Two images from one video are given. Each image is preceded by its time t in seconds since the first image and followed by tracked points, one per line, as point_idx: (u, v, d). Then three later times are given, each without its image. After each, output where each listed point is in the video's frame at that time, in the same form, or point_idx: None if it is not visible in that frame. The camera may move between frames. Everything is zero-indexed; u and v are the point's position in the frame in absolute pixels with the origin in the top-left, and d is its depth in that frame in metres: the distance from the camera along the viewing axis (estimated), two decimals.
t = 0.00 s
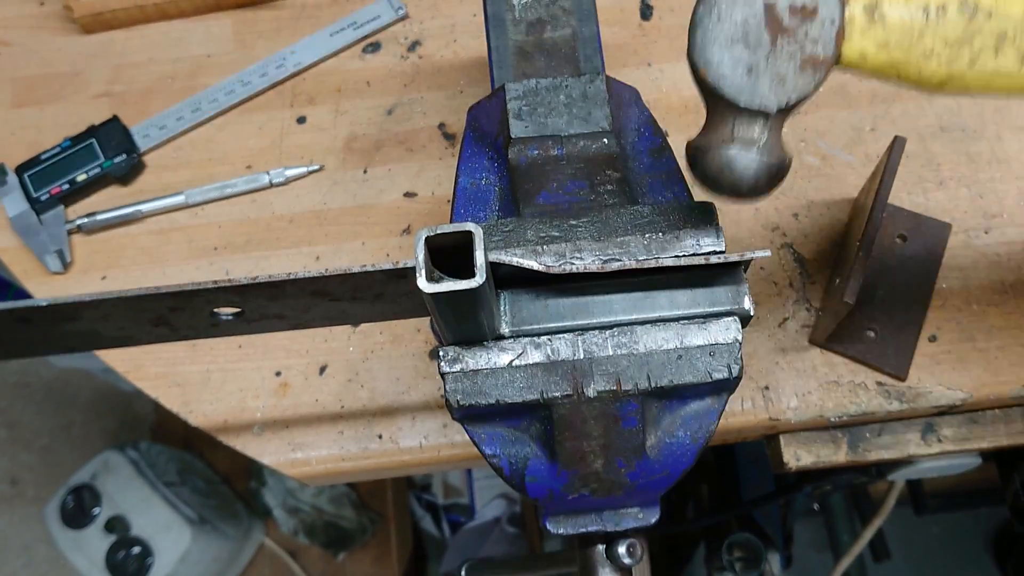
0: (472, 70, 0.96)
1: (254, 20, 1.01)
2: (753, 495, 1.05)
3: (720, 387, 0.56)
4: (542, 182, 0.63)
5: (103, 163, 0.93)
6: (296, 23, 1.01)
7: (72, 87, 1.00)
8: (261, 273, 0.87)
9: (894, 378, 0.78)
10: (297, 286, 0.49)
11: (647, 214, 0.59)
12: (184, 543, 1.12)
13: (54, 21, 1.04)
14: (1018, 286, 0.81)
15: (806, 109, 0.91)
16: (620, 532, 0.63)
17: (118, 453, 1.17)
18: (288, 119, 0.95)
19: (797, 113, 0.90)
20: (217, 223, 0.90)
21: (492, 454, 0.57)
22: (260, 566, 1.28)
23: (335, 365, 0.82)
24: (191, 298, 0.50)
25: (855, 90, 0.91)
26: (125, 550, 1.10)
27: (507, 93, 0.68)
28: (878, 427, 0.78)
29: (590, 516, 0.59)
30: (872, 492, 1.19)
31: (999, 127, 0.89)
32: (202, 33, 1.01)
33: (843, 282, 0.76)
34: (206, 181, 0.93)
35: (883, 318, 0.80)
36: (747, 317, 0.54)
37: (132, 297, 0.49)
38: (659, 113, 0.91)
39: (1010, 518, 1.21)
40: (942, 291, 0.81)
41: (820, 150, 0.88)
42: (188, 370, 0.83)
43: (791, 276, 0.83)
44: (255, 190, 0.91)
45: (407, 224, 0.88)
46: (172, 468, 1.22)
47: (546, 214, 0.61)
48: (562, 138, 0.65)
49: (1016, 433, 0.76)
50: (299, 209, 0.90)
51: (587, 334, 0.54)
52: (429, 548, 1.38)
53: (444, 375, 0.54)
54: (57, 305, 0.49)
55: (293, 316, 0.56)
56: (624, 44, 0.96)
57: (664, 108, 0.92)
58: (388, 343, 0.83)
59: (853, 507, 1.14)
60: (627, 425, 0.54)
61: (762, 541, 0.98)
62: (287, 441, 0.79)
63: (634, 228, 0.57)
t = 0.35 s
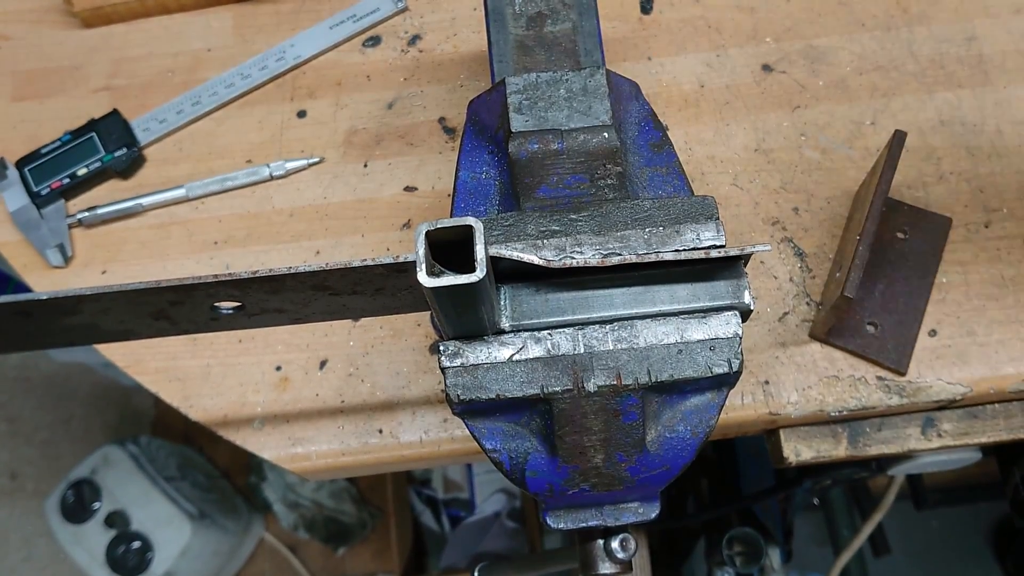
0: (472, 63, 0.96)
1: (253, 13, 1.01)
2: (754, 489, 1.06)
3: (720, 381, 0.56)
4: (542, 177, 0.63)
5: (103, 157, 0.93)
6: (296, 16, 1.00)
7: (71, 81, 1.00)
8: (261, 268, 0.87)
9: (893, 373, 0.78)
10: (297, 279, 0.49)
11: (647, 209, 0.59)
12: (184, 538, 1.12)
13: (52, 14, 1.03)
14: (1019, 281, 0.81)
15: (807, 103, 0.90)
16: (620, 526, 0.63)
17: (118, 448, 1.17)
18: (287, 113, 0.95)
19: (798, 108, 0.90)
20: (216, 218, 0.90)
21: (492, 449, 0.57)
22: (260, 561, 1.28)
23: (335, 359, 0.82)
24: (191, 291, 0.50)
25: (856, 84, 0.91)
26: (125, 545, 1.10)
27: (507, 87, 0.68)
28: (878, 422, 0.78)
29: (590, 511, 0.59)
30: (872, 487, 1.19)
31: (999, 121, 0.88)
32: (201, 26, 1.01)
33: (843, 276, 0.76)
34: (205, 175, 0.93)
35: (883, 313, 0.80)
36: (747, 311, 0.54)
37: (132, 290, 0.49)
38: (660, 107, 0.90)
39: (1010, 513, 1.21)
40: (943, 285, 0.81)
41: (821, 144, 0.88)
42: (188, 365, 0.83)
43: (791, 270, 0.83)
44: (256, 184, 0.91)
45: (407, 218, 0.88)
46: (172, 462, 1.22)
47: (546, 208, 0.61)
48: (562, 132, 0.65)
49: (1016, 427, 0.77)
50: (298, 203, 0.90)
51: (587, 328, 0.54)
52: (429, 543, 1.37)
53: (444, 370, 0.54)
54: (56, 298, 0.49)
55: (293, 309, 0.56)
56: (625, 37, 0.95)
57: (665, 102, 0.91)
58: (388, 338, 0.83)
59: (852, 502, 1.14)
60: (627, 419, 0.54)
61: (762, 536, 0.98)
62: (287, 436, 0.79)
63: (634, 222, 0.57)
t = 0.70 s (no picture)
0: (472, 68, 0.96)
1: (253, 18, 1.01)
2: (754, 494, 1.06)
3: (721, 386, 0.56)
4: (542, 182, 0.63)
5: (104, 164, 0.93)
6: (296, 22, 1.00)
7: (71, 86, 1.00)
8: (261, 273, 0.87)
9: (893, 378, 0.78)
10: (298, 286, 0.49)
11: (647, 213, 0.59)
12: (184, 543, 1.12)
13: (53, 20, 1.03)
14: (1018, 285, 0.81)
15: (806, 108, 0.91)
16: (621, 531, 0.63)
17: (118, 452, 1.17)
18: (288, 118, 0.95)
19: (797, 113, 0.90)
20: (217, 223, 0.90)
21: (492, 454, 0.57)
22: (260, 566, 1.27)
23: (335, 364, 0.82)
24: (191, 298, 0.50)
25: (855, 88, 0.91)
26: (125, 549, 1.10)
27: (506, 92, 0.68)
28: (878, 426, 0.78)
29: (590, 516, 0.59)
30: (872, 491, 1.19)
31: (999, 126, 0.89)
32: (201, 32, 1.01)
33: (843, 280, 0.76)
34: (205, 180, 0.93)
35: (882, 317, 0.80)
36: (747, 316, 0.54)
37: (133, 297, 0.49)
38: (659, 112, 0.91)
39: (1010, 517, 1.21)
40: (942, 290, 0.81)
41: (821, 149, 0.88)
42: (188, 370, 0.83)
43: (791, 275, 0.83)
44: (257, 189, 0.91)
45: (407, 223, 0.88)
46: (172, 467, 1.22)
47: (546, 214, 0.61)
48: (563, 137, 0.65)
49: (1016, 432, 0.77)
50: (298, 208, 0.90)
51: (588, 333, 0.54)
52: (429, 548, 1.38)
53: (445, 375, 0.54)
54: (58, 306, 0.49)
55: (294, 316, 0.55)
56: (624, 42, 0.95)
57: (664, 107, 0.92)
58: (388, 343, 0.83)
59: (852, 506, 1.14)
60: (627, 424, 0.54)
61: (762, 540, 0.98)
62: (287, 441, 0.79)
63: (634, 227, 0.58)
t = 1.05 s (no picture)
0: (474, 68, 0.96)
1: (255, 18, 1.01)
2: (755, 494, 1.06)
3: (723, 387, 0.56)
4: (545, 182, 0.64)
5: (107, 164, 0.93)
6: (298, 22, 1.00)
7: (73, 85, 1.00)
8: (263, 273, 0.87)
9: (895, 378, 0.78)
10: (300, 287, 0.49)
11: (649, 214, 0.59)
12: (186, 542, 1.12)
13: (56, 19, 1.03)
14: (1021, 285, 0.81)
15: (809, 108, 0.90)
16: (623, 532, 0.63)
17: (120, 452, 1.17)
18: (290, 118, 0.95)
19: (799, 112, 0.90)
20: (219, 223, 0.90)
21: (494, 455, 0.57)
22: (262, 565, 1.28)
23: (337, 364, 0.82)
24: (194, 299, 0.50)
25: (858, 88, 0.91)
26: (127, 549, 1.10)
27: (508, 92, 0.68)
28: (880, 426, 0.78)
29: (593, 517, 0.59)
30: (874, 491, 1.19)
31: (1001, 125, 0.88)
32: (203, 31, 1.01)
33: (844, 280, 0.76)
34: (207, 180, 0.93)
35: (884, 317, 0.79)
36: (749, 317, 0.54)
37: (135, 297, 0.49)
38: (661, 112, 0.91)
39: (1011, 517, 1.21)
40: (945, 290, 0.81)
41: (823, 149, 0.88)
42: (190, 370, 0.83)
43: (792, 275, 0.83)
44: (260, 189, 0.91)
45: (409, 223, 0.88)
46: (175, 467, 1.22)
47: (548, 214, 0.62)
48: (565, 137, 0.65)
49: (1018, 432, 0.77)
50: (300, 208, 0.90)
51: (590, 334, 0.54)
52: (433, 548, 1.39)
53: (447, 376, 0.54)
54: (60, 305, 0.50)
55: (296, 316, 0.56)
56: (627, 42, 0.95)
57: (666, 106, 0.91)
58: (390, 343, 0.83)
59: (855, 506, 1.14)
60: (630, 425, 0.54)
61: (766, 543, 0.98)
62: (289, 441, 0.79)
63: (635, 228, 0.58)
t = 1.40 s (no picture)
0: (472, 65, 0.96)
1: (253, 14, 1.01)
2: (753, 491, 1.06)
3: (721, 383, 0.56)
4: (542, 179, 0.63)
5: (106, 164, 0.93)
6: (296, 18, 1.00)
7: (71, 82, 1.00)
8: (261, 269, 0.87)
9: (894, 374, 0.78)
10: (298, 282, 0.49)
11: (647, 210, 0.59)
12: (184, 538, 1.12)
13: (53, 16, 1.03)
14: (1018, 282, 0.81)
15: (807, 104, 0.90)
16: (621, 528, 0.63)
17: (117, 448, 1.17)
18: (287, 114, 0.95)
19: (797, 109, 0.90)
20: (217, 219, 0.90)
21: (492, 451, 0.57)
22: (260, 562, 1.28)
23: (335, 360, 0.82)
24: (192, 295, 0.50)
25: (856, 84, 0.91)
26: (124, 545, 1.10)
27: (507, 88, 0.68)
28: (878, 423, 0.78)
29: (591, 513, 0.59)
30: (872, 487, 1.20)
31: (999, 121, 0.88)
32: (201, 27, 1.01)
33: (843, 276, 0.76)
34: (205, 177, 0.93)
35: (882, 314, 0.80)
36: (747, 314, 0.54)
37: (133, 294, 0.49)
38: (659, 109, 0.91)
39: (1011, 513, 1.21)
40: (943, 286, 0.81)
41: (821, 145, 0.88)
42: (188, 366, 0.83)
43: (791, 271, 0.83)
44: (261, 188, 0.91)
45: (407, 219, 0.88)
46: (172, 462, 1.22)
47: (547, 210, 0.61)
48: (562, 133, 0.65)
49: (1016, 428, 0.77)
50: (298, 204, 0.90)
51: (588, 330, 0.54)
52: (429, 542, 1.38)
53: (445, 372, 0.54)
54: (59, 302, 0.49)
55: (294, 312, 0.55)
56: (625, 39, 0.95)
57: (664, 103, 0.91)
58: (388, 339, 0.83)
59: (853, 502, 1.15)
60: (628, 421, 0.54)
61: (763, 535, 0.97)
62: (287, 437, 0.79)
63: (633, 224, 0.57)
